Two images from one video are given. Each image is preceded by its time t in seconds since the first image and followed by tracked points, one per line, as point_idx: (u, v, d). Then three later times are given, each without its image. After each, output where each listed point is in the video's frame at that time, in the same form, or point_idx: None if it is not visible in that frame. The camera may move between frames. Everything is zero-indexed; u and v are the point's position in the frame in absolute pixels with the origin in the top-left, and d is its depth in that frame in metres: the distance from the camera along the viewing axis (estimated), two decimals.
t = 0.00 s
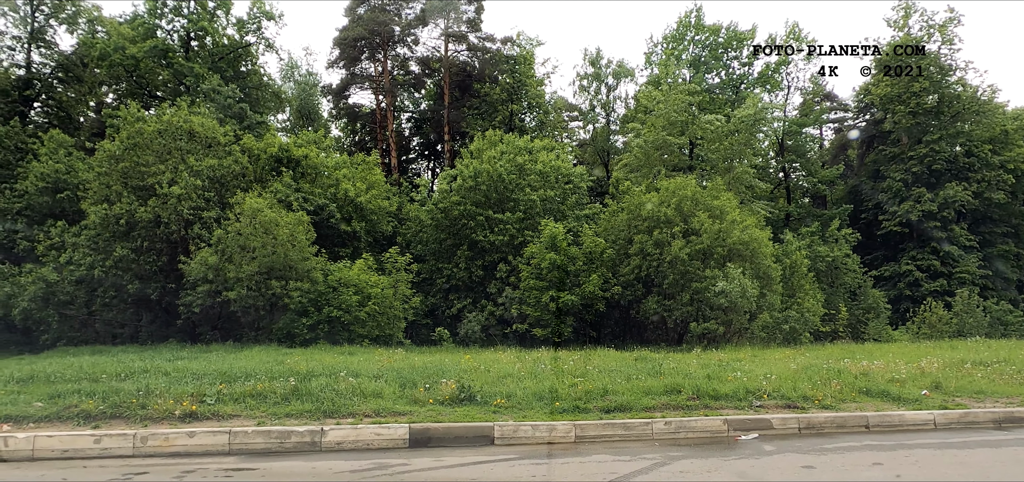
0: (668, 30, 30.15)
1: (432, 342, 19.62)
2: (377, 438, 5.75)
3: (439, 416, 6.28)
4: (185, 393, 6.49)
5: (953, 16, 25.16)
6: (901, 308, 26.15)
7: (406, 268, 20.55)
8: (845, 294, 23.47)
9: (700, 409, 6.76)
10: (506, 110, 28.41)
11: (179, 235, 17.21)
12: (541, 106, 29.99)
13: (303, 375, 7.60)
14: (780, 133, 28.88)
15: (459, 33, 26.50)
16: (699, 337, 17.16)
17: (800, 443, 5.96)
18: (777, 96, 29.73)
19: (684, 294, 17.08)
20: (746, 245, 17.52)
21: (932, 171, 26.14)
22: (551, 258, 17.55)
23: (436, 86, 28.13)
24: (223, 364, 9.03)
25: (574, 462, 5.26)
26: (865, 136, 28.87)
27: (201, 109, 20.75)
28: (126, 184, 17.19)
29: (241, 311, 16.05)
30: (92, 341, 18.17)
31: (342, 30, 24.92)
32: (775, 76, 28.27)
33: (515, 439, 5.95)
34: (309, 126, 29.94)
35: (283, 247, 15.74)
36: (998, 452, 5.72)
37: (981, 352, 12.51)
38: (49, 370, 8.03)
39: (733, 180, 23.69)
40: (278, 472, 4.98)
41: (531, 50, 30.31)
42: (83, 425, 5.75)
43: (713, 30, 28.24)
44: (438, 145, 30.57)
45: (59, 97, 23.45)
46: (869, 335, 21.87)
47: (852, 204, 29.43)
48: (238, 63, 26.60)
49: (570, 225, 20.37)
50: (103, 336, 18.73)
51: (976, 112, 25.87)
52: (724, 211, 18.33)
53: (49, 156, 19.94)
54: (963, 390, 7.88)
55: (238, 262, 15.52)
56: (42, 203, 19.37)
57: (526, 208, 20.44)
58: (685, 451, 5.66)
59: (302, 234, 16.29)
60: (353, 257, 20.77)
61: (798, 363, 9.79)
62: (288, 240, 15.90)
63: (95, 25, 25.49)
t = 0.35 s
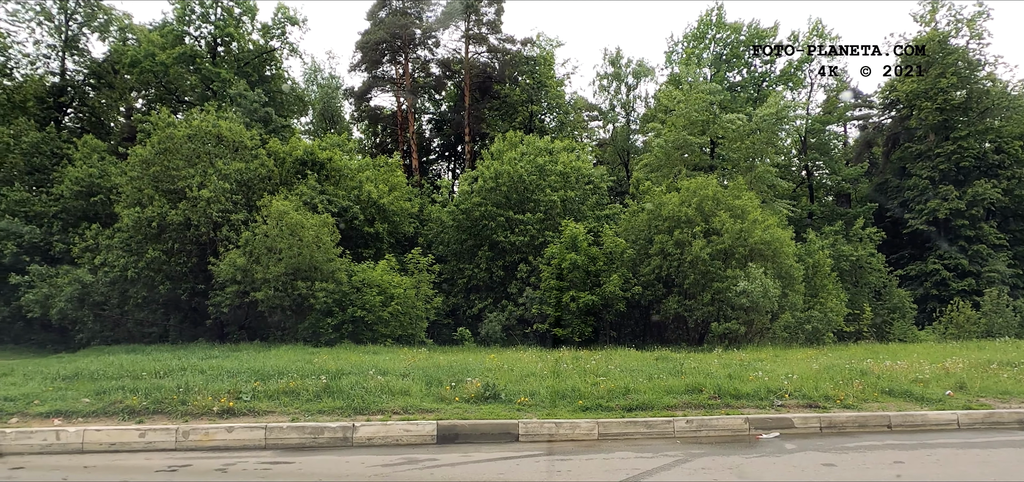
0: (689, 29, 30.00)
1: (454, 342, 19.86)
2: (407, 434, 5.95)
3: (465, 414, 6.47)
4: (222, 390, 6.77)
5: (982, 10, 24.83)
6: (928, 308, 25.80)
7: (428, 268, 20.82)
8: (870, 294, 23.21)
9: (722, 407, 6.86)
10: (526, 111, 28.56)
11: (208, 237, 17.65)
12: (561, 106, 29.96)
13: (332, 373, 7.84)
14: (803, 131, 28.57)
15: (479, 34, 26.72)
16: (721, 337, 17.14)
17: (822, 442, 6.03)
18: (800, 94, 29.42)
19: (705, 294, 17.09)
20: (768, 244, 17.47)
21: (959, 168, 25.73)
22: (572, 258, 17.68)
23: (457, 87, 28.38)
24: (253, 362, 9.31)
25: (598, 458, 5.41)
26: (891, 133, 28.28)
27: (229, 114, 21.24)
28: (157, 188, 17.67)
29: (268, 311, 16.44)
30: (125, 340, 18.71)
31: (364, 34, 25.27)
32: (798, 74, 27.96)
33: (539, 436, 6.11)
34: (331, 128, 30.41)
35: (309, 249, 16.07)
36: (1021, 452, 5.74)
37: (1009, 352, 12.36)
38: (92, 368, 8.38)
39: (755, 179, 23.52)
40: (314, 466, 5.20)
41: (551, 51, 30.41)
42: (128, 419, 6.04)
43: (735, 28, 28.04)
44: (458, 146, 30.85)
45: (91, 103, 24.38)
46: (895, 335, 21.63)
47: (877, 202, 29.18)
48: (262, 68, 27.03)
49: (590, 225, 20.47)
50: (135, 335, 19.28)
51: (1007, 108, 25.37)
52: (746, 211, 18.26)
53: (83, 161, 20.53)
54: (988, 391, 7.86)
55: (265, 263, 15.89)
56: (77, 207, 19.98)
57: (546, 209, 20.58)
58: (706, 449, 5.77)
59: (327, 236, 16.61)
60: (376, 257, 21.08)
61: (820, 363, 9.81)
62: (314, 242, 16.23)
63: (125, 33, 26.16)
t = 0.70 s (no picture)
0: (711, 27, 29.83)
1: (477, 341, 20.11)
2: (437, 430, 6.16)
3: (492, 411, 6.66)
4: (260, 387, 7.07)
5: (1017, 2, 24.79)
6: (957, 307, 25.43)
7: (451, 269, 21.09)
8: (897, 293, 22.91)
9: (745, 406, 6.95)
10: (547, 112, 28.70)
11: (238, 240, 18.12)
12: (582, 106, 29.58)
13: (363, 372, 8.11)
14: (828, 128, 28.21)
15: (501, 37, 26.96)
16: (744, 337, 17.12)
17: (844, 440, 6.10)
18: (825, 91, 29.06)
19: (728, 294, 17.08)
20: (792, 244, 17.41)
21: (990, 164, 25.27)
22: (594, 258, 17.79)
23: (479, 88, 28.61)
24: (285, 361, 9.62)
25: (622, 454, 5.57)
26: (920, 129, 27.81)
27: (257, 119, 21.76)
28: (189, 192, 18.18)
29: (296, 312, 16.83)
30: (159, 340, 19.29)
31: (387, 38, 25.63)
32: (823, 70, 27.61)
33: (564, 432, 6.28)
34: (355, 131, 30.90)
35: (336, 250, 16.42)
36: None
37: None
38: (134, 366, 8.75)
39: (779, 178, 23.34)
40: (349, 461, 5.44)
41: (572, 51, 30.50)
42: (173, 415, 6.35)
43: (758, 25, 27.80)
44: (479, 147, 31.15)
45: (125, 110, 25.27)
46: (923, 334, 21.35)
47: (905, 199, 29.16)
48: (287, 73, 27.27)
49: (612, 225, 20.55)
50: (168, 335, 19.85)
51: None
52: (769, 210, 18.17)
53: (118, 166, 21.16)
54: (1016, 390, 7.82)
55: (293, 265, 16.26)
56: (112, 211, 20.63)
57: (568, 209, 20.70)
58: (729, 446, 5.89)
59: (353, 238, 16.94)
60: (400, 259, 21.40)
61: (844, 362, 9.81)
62: (340, 243, 16.57)
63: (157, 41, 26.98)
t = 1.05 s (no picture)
0: (731, 25, 29.66)
1: (497, 342, 20.32)
2: (463, 428, 6.37)
3: (517, 410, 6.86)
4: (293, 386, 7.35)
5: None
6: (985, 307, 25.05)
7: (472, 270, 21.32)
8: (923, 293, 22.62)
9: (765, 406, 7.06)
10: (566, 114, 28.77)
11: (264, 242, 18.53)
12: (601, 107, 29.41)
13: (391, 372, 8.36)
14: (851, 127, 27.58)
15: (520, 39, 27.15)
16: (765, 337, 17.11)
17: (865, 440, 6.18)
18: (848, 88, 28.74)
19: (749, 294, 17.06)
20: (814, 244, 17.34)
21: (1020, 161, 24.81)
22: (614, 259, 17.89)
23: (498, 90, 28.83)
24: (313, 361, 9.91)
25: (644, 452, 5.72)
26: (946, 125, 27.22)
27: (283, 124, 22.23)
28: (217, 196, 18.64)
29: (321, 313, 17.18)
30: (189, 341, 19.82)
31: (408, 42, 25.98)
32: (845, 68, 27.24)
33: (586, 430, 6.45)
34: (376, 134, 31.35)
35: (360, 252, 16.72)
36: None
37: None
38: (171, 365, 9.10)
39: (801, 177, 23.16)
40: (380, 456, 5.67)
41: (591, 52, 30.59)
42: (212, 412, 6.65)
43: (779, 23, 27.58)
44: (499, 148, 31.40)
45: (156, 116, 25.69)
46: (949, 335, 21.10)
47: (931, 197, 28.76)
48: (311, 77, 27.86)
49: (632, 226, 20.63)
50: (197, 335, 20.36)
51: None
52: (791, 209, 18.07)
53: (148, 171, 21.73)
54: None
55: (318, 267, 16.60)
56: (143, 215, 21.22)
57: (588, 210, 20.81)
58: (750, 444, 6.01)
59: (376, 240, 17.23)
60: (422, 260, 21.68)
61: (866, 363, 9.82)
62: (364, 246, 16.88)
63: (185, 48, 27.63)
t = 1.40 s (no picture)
0: (738, 25, 29.66)
1: (505, 342, 20.48)
2: (474, 426, 6.52)
3: (527, 408, 7.01)
4: (308, 385, 7.53)
5: None
6: (994, 307, 25.00)
7: (480, 271, 21.47)
8: (931, 292, 22.58)
9: (771, 405, 7.17)
10: (574, 115, 28.87)
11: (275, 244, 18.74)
12: (608, 108, 29.73)
13: (402, 371, 8.52)
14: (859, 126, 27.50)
15: (527, 40, 27.27)
16: (772, 337, 17.19)
17: (869, 438, 6.29)
18: (855, 88, 28.68)
19: (756, 295, 17.13)
20: (821, 244, 17.40)
21: None
22: (621, 260, 17.99)
23: (505, 91, 28.95)
24: (324, 361, 10.08)
25: (652, 449, 5.85)
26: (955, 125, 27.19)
27: (292, 127, 22.46)
28: (228, 198, 18.87)
29: (331, 313, 17.38)
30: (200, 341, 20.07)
31: (416, 44, 26.17)
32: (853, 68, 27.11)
33: (596, 429, 6.58)
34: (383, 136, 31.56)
35: (369, 254, 16.88)
36: None
37: None
38: (187, 365, 9.28)
39: (808, 178, 23.19)
40: (394, 453, 5.83)
41: (598, 53, 30.69)
42: (230, 410, 6.83)
43: (786, 23, 27.54)
44: (506, 150, 31.56)
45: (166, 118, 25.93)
46: (958, 335, 21.09)
47: (940, 197, 28.68)
48: (320, 79, 28.10)
49: (639, 227, 20.75)
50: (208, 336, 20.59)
51: None
52: (798, 210, 18.11)
53: (160, 174, 21.99)
54: None
55: (329, 268, 16.80)
56: (155, 217, 21.43)
57: (595, 211, 20.92)
58: (756, 442, 6.13)
59: (385, 241, 17.39)
60: (431, 261, 21.84)
61: (873, 362, 9.89)
62: (374, 247, 17.05)
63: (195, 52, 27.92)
